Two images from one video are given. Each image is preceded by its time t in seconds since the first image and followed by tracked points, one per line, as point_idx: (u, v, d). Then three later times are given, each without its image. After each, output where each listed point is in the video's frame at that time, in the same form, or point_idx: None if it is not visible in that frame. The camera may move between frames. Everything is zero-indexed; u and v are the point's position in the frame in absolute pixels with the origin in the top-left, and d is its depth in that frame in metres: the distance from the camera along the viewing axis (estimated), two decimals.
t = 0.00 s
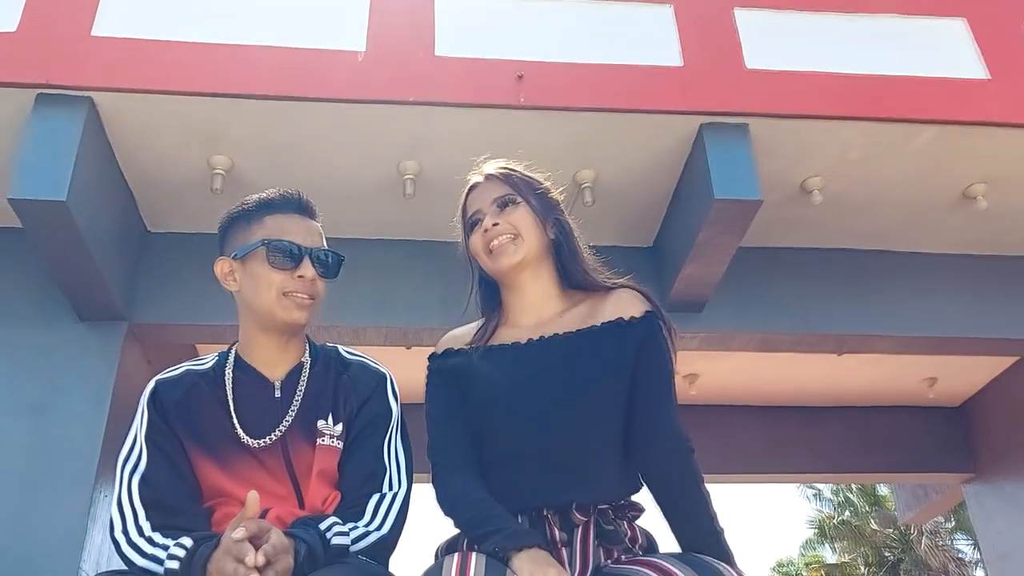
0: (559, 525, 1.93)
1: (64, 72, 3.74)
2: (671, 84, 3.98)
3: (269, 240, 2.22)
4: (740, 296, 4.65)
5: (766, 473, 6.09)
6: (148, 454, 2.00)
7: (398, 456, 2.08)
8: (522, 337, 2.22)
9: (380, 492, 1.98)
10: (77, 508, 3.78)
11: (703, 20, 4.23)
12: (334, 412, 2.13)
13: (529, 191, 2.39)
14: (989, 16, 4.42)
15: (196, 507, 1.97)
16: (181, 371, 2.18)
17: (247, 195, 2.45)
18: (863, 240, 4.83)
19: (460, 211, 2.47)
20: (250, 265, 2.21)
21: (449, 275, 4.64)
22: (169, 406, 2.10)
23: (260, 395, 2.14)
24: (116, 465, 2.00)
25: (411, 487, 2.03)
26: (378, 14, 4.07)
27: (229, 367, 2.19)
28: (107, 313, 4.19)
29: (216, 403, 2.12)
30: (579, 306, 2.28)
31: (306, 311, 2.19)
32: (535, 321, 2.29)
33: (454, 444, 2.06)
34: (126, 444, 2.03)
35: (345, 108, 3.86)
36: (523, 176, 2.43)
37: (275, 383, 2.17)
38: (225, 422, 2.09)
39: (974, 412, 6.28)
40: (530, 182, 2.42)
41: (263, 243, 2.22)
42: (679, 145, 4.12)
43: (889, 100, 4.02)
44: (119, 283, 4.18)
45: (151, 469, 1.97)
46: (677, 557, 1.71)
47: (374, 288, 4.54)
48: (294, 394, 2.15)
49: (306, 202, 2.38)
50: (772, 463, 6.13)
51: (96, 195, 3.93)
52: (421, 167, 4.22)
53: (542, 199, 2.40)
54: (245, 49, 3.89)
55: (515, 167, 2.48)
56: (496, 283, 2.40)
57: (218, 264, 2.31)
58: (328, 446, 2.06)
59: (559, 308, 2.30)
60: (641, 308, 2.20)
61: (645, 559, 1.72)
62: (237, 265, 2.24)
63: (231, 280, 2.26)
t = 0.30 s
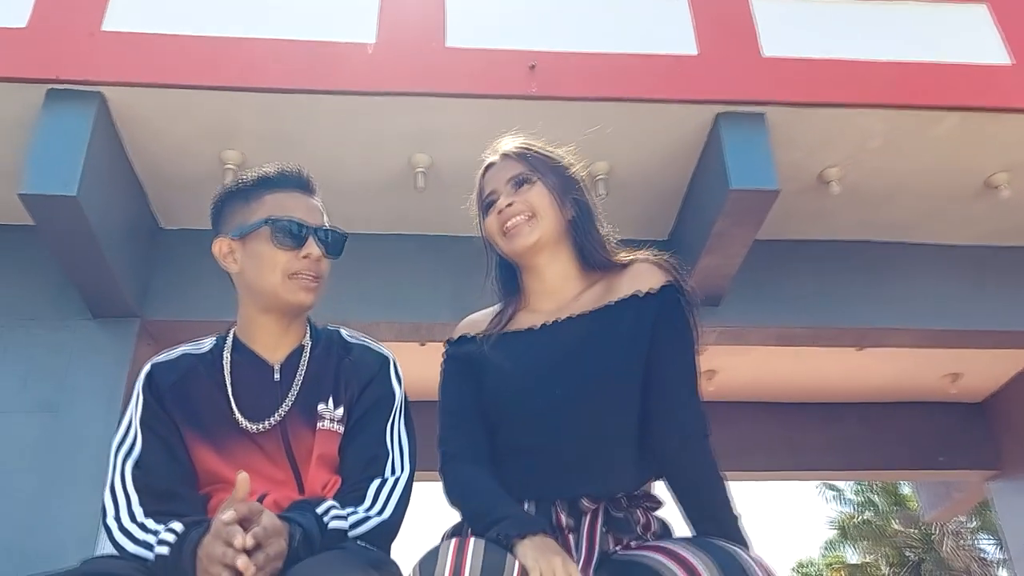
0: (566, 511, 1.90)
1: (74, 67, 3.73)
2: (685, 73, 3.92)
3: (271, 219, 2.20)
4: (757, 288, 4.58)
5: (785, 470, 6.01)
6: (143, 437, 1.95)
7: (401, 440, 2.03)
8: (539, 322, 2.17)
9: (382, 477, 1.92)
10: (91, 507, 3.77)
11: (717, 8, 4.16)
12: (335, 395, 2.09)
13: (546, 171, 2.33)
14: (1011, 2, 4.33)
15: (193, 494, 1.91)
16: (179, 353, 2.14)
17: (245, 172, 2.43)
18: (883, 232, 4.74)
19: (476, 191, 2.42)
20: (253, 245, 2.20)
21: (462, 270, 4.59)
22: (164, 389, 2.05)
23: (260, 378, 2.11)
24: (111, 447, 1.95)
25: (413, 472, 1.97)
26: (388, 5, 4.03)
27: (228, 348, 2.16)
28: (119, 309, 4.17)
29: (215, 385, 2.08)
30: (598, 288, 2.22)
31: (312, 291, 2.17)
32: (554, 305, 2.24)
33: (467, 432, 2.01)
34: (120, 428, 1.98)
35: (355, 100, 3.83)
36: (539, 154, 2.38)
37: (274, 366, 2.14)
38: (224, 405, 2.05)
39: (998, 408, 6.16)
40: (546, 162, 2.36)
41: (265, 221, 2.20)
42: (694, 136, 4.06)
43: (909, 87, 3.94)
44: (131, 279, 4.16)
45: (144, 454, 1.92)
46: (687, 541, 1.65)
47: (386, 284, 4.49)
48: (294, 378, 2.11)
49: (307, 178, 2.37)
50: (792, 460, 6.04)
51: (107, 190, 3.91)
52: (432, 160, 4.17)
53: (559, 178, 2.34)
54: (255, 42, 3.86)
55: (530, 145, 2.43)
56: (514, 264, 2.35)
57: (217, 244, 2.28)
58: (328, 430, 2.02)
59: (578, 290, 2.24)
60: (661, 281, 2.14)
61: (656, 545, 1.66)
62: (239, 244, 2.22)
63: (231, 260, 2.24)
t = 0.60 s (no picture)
0: (582, 498, 1.83)
1: (90, 63, 3.72)
2: (705, 61, 3.85)
3: (291, 200, 2.18)
4: (780, 281, 4.50)
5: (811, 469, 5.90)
6: (143, 421, 1.96)
7: (409, 427, 1.99)
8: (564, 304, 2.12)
9: (387, 462, 1.89)
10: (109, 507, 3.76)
11: None
12: (341, 378, 2.04)
13: (571, 147, 2.27)
14: None
15: (196, 482, 1.91)
16: (180, 338, 2.13)
17: (243, 148, 2.37)
18: (911, 224, 4.63)
19: (501, 170, 2.37)
20: (271, 227, 2.16)
21: (480, 265, 4.54)
22: (165, 374, 2.04)
23: (262, 363, 2.06)
24: (111, 433, 1.96)
25: (421, 458, 1.94)
26: None
27: (231, 332, 2.12)
28: (137, 307, 4.17)
29: (218, 371, 2.05)
30: (625, 266, 2.14)
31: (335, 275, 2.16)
32: (580, 286, 2.17)
33: (487, 419, 1.96)
34: (120, 414, 1.99)
35: (371, 94, 3.80)
36: (566, 130, 2.31)
37: (278, 350, 2.09)
38: (227, 391, 2.02)
39: None
40: (573, 137, 2.29)
41: (285, 202, 2.17)
42: (715, 126, 3.98)
43: (935, 73, 3.86)
44: (150, 276, 4.15)
45: (142, 441, 1.92)
46: (714, 527, 1.56)
47: (404, 280, 4.46)
48: (298, 362, 2.06)
49: (313, 156, 2.34)
50: (818, 459, 5.94)
51: (125, 187, 3.91)
52: (449, 154, 4.12)
53: (586, 153, 2.27)
54: (270, 36, 3.84)
55: (556, 121, 2.37)
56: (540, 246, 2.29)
57: (225, 227, 2.23)
58: (334, 414, 1.97)
59: (605, 270, 2.17)
60: (688, 254, 2.04)
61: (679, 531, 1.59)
62: (254, 227, 2.18)
63: (243, 243, 2.19)
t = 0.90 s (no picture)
0: (596, 479, 1.77)
1: (107, 58, 3.73)
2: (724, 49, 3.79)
3: (292, 181, 2.14)
4: (802, 273, 4.43)
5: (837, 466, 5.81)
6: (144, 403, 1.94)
7: (417, 406, 1.94)
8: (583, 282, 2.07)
9: (394, 445, 1.84)
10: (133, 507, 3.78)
11: None
12: (346, 357, 2.02)
13: (592, 121, 2.21)
14: None
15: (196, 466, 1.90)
16: (181, 320, 2.10)
17: (247, 122, 2.30)
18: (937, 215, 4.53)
19: (520, 144, 2.32)
20: (272, 208, 2.13)
21: (498, 259, 4.49)
22: (167, 355, 2.02)
23: (268, 344, 2.05)
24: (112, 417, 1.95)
25: (428, 440, 1.88)
26: None
27: (233, 315, 2.10)
28: (155, 304, 4.16)
29: (221, 353, 2.03)
30: (647, 244, 2.10)
31: (339, 256, 2.13)
32: (600, 264, 2.13)
33: (504, 394, 1.90)
34: (122, 397, 1.97)
35: (387, 86, 3.77)
36: (587, 103, 2.26)
37: (282, 332, 2.08)
38: (230, 373, 2.00)
39: None
40: (594, 110, 2.24)
41: (287, 182, 2.14)
42: (735, 116, 3.92)
43: (960, 59, 3.78)
44: (168, 272, 4.14)
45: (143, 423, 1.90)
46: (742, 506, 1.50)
47: (422, 274, 4.43)
48: (303, 342, 2.05)
49: (319, 132, 2.27)
50: (843, 455, 5.84)
51: (142, 182, 3.91)
52: (466, 147, 4.07)
53: (607, 127, 2.22)
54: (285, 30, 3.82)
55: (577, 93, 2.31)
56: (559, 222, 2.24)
57: (227, 205, 2.20)
58: (340, 395, 1.95)
59: (626, 248, 2.13)
60: (710, 229, 2.02)
61: (699, 512, 1.53)
62: (256, 207, 2.15)
63: (245, 223, 2.16)
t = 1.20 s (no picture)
0: (605, 459, 1.74)
1: (114, 54, 3.72)
2: (737, 37, 3.73)
3: (287, 154, 2.14)
4: (817, 264, 4.37)
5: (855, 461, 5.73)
6: (143, 386, 1.90)
7: (421, 386, 1.91)
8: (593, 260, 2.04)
9: (398, 424, 1.80)
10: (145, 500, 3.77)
11: None
12: (347, 336, 1.99)
13: (604, 94, 2.17)
14: None
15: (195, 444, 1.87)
16: (179, 301, 2.08)
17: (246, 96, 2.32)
18: (955, 205, 4.46)
19: (529, 117, 2.28)
20: (268, 181, 2.13)
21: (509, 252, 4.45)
22: (165, 336, 1.99)
23: (268, 324, 2.03)
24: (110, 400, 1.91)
25: (432, 420, 1.85)
26: None
27: (233, 295, 2.08)
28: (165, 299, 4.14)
29: (220, 335, 2.00)
30: (659, 222, 2.06)
31: (338, 232, 2.11)
32: (610, 241, 2.09)
33: (512, 377, 1.86)
34: (119, 379, 1.93)
35: (395, 78, 3.74)
36: (598, 74, 2.21)
37: (282, 311, 2.06)
38: (229, 356, 1.97)
39: None
40: (606, 82, 2.19)
41: (283, 155, 2.14)
42: (748, 104, 3.86)
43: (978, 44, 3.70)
44: (178, 267, 4.13)
45: (140, 404, 1.86)
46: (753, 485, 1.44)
47: (432, 268, 4.39)
48: (303, 323, 2.03)
49: (317, 105, 2.27)
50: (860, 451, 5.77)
51: (151, 177, 3.89)
52: (476, 139, 4.03)
53: (618, 100, 2.17)
54: (292, 23, 3.79)
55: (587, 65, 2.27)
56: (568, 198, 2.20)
57: (225, 180, 2.20)
58: (341, 374, 1.93)
59: (637, 225, 2.09)
60: (724, 204, 1.98)
61: (711, 489, 1.48)
62: (253, 181, 2.15)
63: (243, 198, 2.16)
